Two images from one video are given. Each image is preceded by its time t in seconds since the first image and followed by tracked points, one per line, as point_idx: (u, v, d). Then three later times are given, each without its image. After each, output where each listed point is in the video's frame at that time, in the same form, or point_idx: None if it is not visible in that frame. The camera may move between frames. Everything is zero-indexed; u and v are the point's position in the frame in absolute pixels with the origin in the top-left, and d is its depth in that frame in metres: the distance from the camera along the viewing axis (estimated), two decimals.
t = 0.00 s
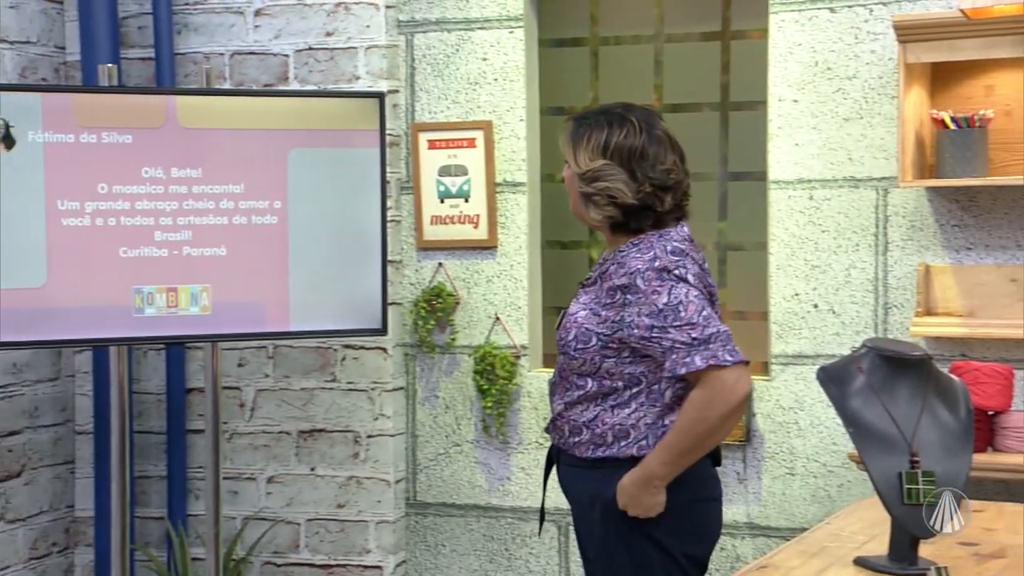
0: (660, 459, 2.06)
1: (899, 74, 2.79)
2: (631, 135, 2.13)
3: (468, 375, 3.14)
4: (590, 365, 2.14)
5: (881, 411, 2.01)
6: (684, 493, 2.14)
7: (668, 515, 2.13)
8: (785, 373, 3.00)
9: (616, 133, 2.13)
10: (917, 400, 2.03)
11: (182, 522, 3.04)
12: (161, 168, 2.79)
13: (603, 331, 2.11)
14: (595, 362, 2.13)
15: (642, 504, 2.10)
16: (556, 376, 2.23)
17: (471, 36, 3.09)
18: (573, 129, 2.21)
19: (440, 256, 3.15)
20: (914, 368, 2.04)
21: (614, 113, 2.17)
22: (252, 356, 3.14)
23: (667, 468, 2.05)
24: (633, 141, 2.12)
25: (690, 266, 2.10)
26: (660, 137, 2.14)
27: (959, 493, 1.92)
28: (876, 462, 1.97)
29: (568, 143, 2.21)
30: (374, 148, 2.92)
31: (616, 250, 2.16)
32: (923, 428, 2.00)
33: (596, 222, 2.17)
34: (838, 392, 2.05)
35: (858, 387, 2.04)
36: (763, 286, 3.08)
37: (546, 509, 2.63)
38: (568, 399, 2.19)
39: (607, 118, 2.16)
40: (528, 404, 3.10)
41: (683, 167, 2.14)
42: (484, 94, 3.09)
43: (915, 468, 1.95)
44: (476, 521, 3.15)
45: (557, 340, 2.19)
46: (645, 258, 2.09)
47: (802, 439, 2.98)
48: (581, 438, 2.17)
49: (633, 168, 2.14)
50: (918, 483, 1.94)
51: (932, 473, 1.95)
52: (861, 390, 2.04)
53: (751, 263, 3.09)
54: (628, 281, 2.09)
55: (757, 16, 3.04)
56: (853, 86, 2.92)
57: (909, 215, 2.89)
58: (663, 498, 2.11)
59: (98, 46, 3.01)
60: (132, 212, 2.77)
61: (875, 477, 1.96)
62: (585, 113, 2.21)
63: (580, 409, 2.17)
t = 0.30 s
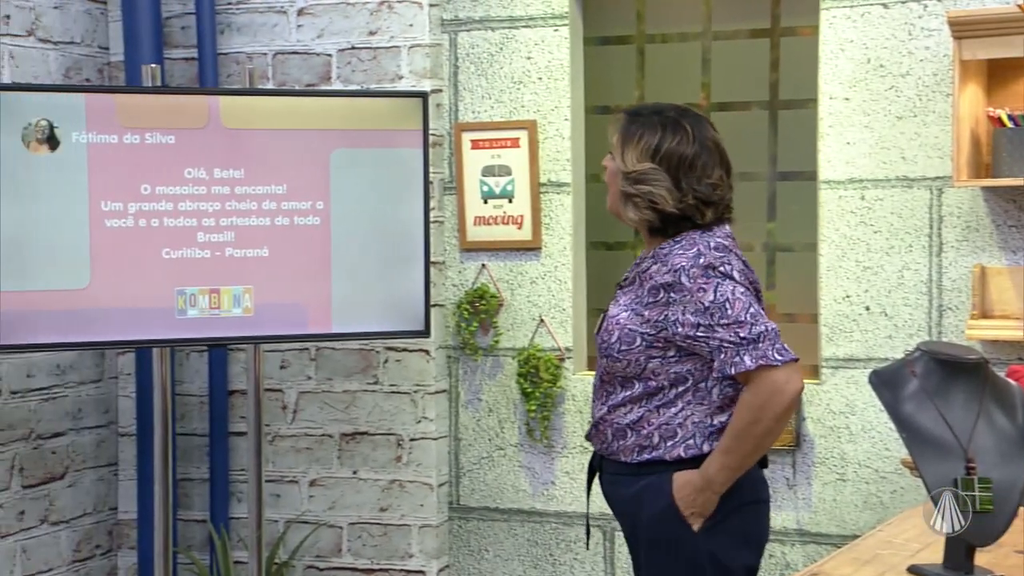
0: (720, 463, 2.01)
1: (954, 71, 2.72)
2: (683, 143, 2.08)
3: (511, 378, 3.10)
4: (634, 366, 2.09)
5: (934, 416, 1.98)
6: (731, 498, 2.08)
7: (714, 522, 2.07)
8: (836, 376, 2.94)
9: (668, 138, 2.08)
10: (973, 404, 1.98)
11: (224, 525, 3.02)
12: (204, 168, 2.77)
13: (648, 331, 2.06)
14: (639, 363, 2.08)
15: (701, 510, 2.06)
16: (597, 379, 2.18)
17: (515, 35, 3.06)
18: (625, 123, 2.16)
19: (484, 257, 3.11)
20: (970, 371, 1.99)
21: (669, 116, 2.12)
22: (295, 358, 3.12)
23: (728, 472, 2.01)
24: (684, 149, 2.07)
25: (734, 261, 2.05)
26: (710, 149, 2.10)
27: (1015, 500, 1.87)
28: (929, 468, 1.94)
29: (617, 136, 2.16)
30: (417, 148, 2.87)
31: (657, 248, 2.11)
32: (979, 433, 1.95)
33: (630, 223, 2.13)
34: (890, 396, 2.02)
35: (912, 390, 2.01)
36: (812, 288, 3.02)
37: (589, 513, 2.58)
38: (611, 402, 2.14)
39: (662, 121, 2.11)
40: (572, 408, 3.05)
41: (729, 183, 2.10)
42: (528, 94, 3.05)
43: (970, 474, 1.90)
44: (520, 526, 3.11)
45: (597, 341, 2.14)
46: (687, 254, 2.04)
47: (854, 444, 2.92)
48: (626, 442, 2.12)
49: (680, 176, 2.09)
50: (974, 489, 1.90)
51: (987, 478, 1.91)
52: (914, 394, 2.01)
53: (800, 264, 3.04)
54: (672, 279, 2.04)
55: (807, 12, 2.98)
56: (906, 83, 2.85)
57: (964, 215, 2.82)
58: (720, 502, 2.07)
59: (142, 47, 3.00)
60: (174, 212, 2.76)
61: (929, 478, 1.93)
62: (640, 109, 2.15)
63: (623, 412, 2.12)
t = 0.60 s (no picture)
0: (744, 478, 1.95)
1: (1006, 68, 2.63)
2: (742, 144, 2.03)
3: (552, 380, 3.06)
4: (668, 364, 2.03)
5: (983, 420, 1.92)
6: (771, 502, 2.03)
7: (758, 527, 2.02)
8: (884, 379, 2.88)
9: (728, 138, 2.03)
10: None
11: (263, 528, 3.00)
12: (243, 168, 2.75)
13: (682, 327, 2.01)
14: (673, 360, 2.03)
15: (731, 527, 2.00)
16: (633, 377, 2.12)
17: (556, 32, 3.02)
18: (684, 117, 2.10)
19: (523, 257, 3.07)
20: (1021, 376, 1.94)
21: (730, 115, 2.06)
22: (333, 359, 3.10)
23: (754, 487, 1.95)
24: (742, 151, 2.02)
25: (772, 262, 1.99)
26: (768, 155, 2.05)
27: None
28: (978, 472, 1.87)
29: (675, 127, 2.10)
30: (457, 147, 2.84)
31: (697, 245, 2.06)
32: None
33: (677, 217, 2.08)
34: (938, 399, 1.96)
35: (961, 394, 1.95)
36: (859, 289, 2.96)
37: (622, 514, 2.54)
38: (647, 402, 2.08)
39: (723, 120, 2.06)
40: (613, 410, 3.00)
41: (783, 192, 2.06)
42: (569, 92, 3.01)
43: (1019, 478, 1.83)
44: (561, 530, 3.07)
45: (633, 337, 2.09)
46: (725, 252, 1.99)
47: (903, 448, 2.86)
48: (662, 443, 2.06)
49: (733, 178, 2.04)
50: None
51: None
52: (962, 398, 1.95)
53: (847, 265, 2.98)
54: (708, 277, 1.99)
55: (854, 8, 2.92)
56: (957, 80, 2.79)
57: (1017, 215, 2.75)
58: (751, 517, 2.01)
59: (181, 47, 2.98)
60: (213, 212, 2.74)
61: (982, 488, 1.48)
62: (702, 104, 2.10)
63: (659, 412, 2.06)
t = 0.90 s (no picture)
0: (762, 484, 1.90)
1: None
2: (776, 136, 1.96)
3: (580, 379, 3.01)
4: (695, 360, 1.97)
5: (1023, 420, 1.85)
6: (800, 507, 1.98)
7: (788, 533, 1.97)
8: (922, 379, 2.81)
9: (761, 129, 1.97)
10: None
11: (288, 529, 2.97)
12: (268, 165, 2.71)
13: (710, 323, 1.95)
14: (700, 357, 1.97)
15: (749, 532, 1.94)
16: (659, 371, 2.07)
17: (586, 26, 2.96)
18: (717, 110, 2.05)
19: (552, 255, 3.02)
20: None
21: (764, 107, 2.00)
22: (359, 358, 3.06)
23: (772, 493, 1.89)
24: (776, 142, 1.95)
25: (805, 263, 1.92)
26: (804, 145, 1.98)
27: None
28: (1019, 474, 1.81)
29: (707, 121, 2.05)
30: (484, 143, 2.79)
31: (730, 242, 2.00)
32: None
33: (713, 212, 2.02)
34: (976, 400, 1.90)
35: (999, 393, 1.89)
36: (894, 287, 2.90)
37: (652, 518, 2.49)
38: (672, 398, 2.03)
39: (756, 112, 1.99)
40: (644, 410, 2.95)
41: (820, 183, 1.99)
42: (598, 86, 2.96)
43: None
44: (590, 532, 3.02)
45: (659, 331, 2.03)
46: (758, 249, 1.93)
47: (941, 450, 2.80)
48: (684, 442, 2.01)
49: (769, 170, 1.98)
50: None
51: None
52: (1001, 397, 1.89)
53: (883, 262, 2.92)
54: (740, 273, 1.93)
55: None
56: (997, 73, 2.72)
57: None
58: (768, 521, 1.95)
59: (205, 41, 2.95)
60: (238, 209, 2.70)
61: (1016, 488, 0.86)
62: (734, 97, 2.04)
63: (683, 410, 2.01)
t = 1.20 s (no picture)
0: (787, 483, 1.84)
1: None
2: (788, 120, 1.90)
3: (604, 378, 2.95)
4: (719, 356, 1.92)
5: None
6: (826, 509, 1.91)
7: (817, 536, 1.91)
8: (953, 378, 2.75)
9: (772, 116, 1.91)
10: None
11: (306, 529, 2.93)
12: (287, 160, 2.66)
13: (735, 318, 1.89)
14: (725, 353, 1.91)
15: (774, 533, 1.88)
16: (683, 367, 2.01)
17: (609, 18, 2.91)
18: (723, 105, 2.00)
19: (574, 252, 2.96)
20: None
21: (773, 93, 1.94)
22: (378, 356, 3.01)
23: (797, 492, 1.83)
24: (789, 126, 1.89)
25: (833, 257, 1.86)
26: (819, 125, 1.91)
27: None
28: None
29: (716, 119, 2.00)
30: (505, 138, 2.73)
31: (755, 235, 1.94)
32: None
33: (737, 208, 1.96)
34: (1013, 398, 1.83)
35: None
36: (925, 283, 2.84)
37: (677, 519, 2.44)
38: (696, 395, 1.97)
39: (764, 99, 1.94)
40: (668, 410, 2.90)
41: (841, 161, 1.91)
42: (622, 79, 2.90)
43: None
44: (613, 534, 2.97)
45: (683, 327, 1.97)
46: (783, 242, 1.87)
47: (973, 451, 2.73)
48: (708, 440, 1.95)
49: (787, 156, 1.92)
50: None
51: None
52: None
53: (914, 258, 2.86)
54: (766, 267, 1.87)
55: None
56: None
57: None
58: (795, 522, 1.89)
59: (223, 35, 2.90)
60: (256, 205, 2.66)
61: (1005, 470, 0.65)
62: (738, 89, 1.99)
63: (708, 407, 1.95)
